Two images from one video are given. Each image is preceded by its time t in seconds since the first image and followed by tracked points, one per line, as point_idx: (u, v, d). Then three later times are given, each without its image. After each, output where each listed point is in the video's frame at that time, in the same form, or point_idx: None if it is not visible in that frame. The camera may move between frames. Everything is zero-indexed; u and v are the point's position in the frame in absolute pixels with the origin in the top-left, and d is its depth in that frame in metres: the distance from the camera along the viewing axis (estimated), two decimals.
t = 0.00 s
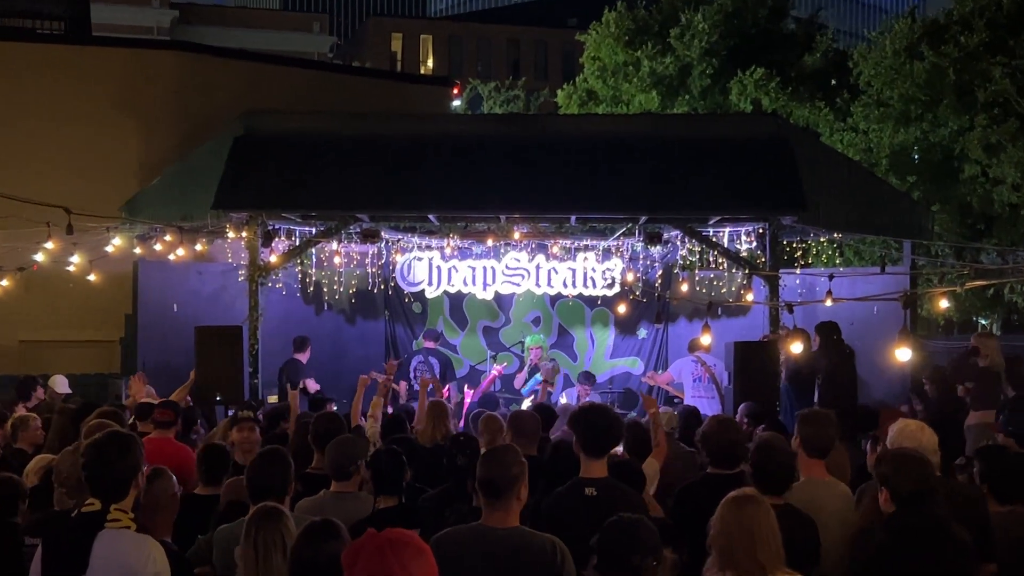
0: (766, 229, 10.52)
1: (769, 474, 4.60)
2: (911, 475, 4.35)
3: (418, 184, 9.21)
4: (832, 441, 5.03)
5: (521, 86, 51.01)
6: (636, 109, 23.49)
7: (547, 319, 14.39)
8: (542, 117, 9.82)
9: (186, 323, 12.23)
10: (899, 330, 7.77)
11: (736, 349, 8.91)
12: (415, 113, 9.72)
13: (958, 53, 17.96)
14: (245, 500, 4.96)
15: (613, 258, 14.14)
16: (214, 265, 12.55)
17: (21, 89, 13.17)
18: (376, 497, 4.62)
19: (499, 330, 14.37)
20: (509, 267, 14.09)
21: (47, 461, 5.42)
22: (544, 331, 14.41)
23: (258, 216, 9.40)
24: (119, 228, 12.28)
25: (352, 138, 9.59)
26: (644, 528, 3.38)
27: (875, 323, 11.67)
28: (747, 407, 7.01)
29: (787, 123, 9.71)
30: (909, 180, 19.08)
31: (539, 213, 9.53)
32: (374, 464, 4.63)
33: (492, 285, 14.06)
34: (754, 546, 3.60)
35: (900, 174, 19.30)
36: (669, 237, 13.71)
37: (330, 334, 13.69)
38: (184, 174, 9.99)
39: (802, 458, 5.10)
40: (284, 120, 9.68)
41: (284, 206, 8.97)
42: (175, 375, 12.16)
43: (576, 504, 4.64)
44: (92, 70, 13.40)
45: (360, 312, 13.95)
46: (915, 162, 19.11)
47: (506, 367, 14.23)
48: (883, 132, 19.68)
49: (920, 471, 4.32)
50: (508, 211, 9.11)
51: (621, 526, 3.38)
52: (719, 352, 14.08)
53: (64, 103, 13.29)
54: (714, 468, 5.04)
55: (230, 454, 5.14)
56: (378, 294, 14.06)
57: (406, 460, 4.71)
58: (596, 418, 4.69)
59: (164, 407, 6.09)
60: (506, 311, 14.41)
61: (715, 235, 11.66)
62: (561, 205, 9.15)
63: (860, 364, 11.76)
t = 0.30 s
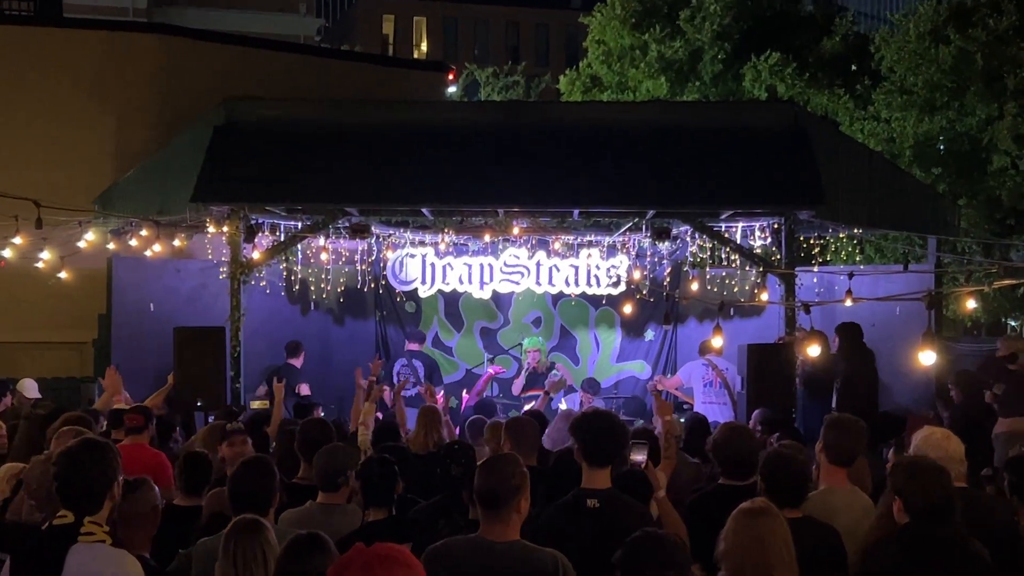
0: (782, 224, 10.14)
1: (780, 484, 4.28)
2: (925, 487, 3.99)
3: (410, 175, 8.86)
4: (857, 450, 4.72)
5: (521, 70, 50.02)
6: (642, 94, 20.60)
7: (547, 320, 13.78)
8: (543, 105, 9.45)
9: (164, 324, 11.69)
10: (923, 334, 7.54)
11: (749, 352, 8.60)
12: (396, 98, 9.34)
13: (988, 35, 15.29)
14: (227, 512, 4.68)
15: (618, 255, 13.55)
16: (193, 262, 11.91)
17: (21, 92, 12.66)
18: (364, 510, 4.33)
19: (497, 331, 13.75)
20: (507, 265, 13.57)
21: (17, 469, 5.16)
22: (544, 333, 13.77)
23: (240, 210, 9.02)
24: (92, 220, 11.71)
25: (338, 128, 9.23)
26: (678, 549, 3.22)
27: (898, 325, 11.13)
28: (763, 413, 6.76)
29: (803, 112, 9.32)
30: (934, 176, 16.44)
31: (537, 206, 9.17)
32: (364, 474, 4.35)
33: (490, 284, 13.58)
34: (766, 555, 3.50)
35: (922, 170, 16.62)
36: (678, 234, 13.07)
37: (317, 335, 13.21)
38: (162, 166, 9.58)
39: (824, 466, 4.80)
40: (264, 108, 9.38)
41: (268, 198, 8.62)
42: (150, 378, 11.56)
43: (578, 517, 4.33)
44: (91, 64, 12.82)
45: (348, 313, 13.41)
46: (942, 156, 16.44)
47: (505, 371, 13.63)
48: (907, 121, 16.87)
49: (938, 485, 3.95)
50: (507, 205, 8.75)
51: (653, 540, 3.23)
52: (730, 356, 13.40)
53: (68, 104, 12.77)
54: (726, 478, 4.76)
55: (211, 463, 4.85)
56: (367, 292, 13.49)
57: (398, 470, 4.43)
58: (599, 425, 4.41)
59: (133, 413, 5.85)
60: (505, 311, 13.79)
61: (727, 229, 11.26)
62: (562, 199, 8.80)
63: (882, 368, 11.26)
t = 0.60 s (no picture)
0: (793, 221, 9.92)
1: (785, 495, 4.10)
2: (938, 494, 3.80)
3: (405, 169, 8.64)
4: (875, 457, 4.51)
5: (521, 57, 49.37)
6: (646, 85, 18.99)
7: (547, 319, 13.58)
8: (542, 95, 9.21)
9: (147, 323, 11.42)
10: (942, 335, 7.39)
11: (759, 355, 8.41)
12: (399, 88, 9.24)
13: (1009, 22, 14.02)
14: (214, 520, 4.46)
15: (622, 252, 13.22)
16: (177, 260, 11.74)
17: (18, 90, 12.24)
18: (355, 519, 4.14)
19: (494, 331, 13.55)
20: (505, 263, 13.18)
21: None
22: (544, 333, 13.56)
23: (227, 204, 8.77)
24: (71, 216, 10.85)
25: (328, 120, 9.00)
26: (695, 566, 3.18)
27: (914, 326, 10.93)
28: (774, 419, 6.58)
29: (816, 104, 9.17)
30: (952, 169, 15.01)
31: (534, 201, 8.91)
32: (357, 481, 4.16)
33: (488, 282, 13.22)
34: (770, 574, 3.30)
35: (942, 161, 15.09)
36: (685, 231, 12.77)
37: (306, 334, 13.03)
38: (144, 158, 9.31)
39: (840, 472, 4.59)
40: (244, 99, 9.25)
41: (257, 192, 8.39)
42: (133, 379, 11.36)
43: (579, 528, 4.11)
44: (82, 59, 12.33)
45: (339, 312, 13.24)
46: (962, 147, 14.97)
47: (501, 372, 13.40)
48: (923, 111, 15.30)
49: (949, 490, 3.78)
50: (505, 199, 8.52)
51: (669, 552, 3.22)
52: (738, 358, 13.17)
53: (57, 99, 12.30)
54: (733, 485, 4.62)
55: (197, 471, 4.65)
56: (360, 291, 13.31)
57: (392, 477, 4.24)
58: (602, 429, 4.19)
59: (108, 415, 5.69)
60: (503, 310, 13.55)
61: (737, 227, 11.06)
62: (560, 193, 8.57)
63: (898, 371, 11.04)
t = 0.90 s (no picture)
0: (799, 216, 9.78)
1: (775, 502, 4.09)
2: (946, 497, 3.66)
3: (401, 162, 8.53)
4: (874, 457, 4.41)
5: (518, 48, 49.24)
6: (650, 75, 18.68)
7: (546, 318, 13.42)
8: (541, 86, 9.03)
9: (135, 320, 11.34)
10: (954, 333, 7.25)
11: (764, 355, 8.28)
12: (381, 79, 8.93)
13: None
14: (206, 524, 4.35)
15: (623, 248, 13.10)
16: (162, 256, 11.67)
17: (16, 90, 12.02)
18: (347, 522, 4.00)
19: (491, 330, 13.38)
20: (503, 259, 12.90)
21: None
22: (543, 332, 13.40)
23: (215, 200, 8.64)
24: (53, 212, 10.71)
25: (320, 108, 8.84)
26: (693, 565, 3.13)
27: (924, 324, 10.79)
28: (780, 420, 6.46)
29: (822, 94, 8.93)
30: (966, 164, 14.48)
31: (531, 196, 8.78)
32: (352, 482, 4.03)
33: (484, 280, 12.98)
34: None
35: (955, 155, 14.56)
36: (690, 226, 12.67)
37: (296, 333, 12.90)
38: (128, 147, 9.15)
39: (844, 478, 4.46)
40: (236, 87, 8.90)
41: (252, 186, 8.28)
42: (120, 377, 11.24)
43: (579, 532, 3.97)
44: (84, 56, 12.14)
45: (331, 310, 13.07)
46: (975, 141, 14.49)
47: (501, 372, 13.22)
48: (935, 104, 14.81)
49: (955, 491, 3.65)
50: (503, 193, 8.41)
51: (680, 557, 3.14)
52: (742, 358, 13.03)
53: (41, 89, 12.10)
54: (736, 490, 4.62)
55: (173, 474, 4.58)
56: (352, 289, 13.13)
57: (387, 478, 4.11)
58: (602, 429, 4.07)
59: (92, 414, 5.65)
60: (501, 307, 13.40)
61: (741, 220, 10.92)
62: (558, 187, 8.47)
63: (908, 372, 10.91)
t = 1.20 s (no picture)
0: (805, 211, 9.66)
1: (776, 499, 3.96)
2: (960, 500, 3.47)
3: (396, 155, 8.41)
4: (874, 458, 4.31)
5: (515, 37, 49.05)
6: (651, 66, 18.49)
7: (543, 316, 13.29)
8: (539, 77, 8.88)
9: (119, 319, 11.21)
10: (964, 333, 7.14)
11: (769, 355, 8.16)
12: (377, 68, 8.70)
13: None
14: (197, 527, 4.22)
15: (624, 245, 12.92)
16: (149, 252, 11.54)
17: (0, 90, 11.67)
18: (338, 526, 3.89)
19: (487, 329, 13.28)
20: (499, 256, 12.91)
21: None
22: (540, 331, 13.27)
23: (202, 193, 8.53)
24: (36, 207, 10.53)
25: (313, 97, 8.69)
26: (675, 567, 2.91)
27: (936, 323, 10.66)
28: (786, 424, 6.37)
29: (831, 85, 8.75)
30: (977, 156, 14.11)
31: (528, 192, 8.66)
32: (345, 484, 3.91)
33: (481, 276, 12.93)
34: None
35: (965, 147, 14.19)
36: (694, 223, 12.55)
37: (286, 331, 12.74)
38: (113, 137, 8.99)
39: (842, 481, 4.34)
40: (222, 77, 8.69)
41: (245, 181, 8.16)
42: (105, 378, 11.11)
43: (579, 536, 3.85)
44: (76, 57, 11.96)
45: (323, 308, 12.92)
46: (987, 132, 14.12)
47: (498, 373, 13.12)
48: (946, 94, 14.37)
49: (968, 495, 3.46)
50: (500, 188, 8.31)
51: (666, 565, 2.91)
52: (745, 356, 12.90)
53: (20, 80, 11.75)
54: (740, 493, 4.51)
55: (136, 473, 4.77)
56: (345, 286, 13.00)
57: (382, 482, 3.97)
58: (604, 430, 3.92)
59: (74, 419, 5.64)
60: (498, 305, 13.28)
61: (746, 216, 10.78)
62: (555, 182, 8.36)
63: (916, 372, 10.78)
